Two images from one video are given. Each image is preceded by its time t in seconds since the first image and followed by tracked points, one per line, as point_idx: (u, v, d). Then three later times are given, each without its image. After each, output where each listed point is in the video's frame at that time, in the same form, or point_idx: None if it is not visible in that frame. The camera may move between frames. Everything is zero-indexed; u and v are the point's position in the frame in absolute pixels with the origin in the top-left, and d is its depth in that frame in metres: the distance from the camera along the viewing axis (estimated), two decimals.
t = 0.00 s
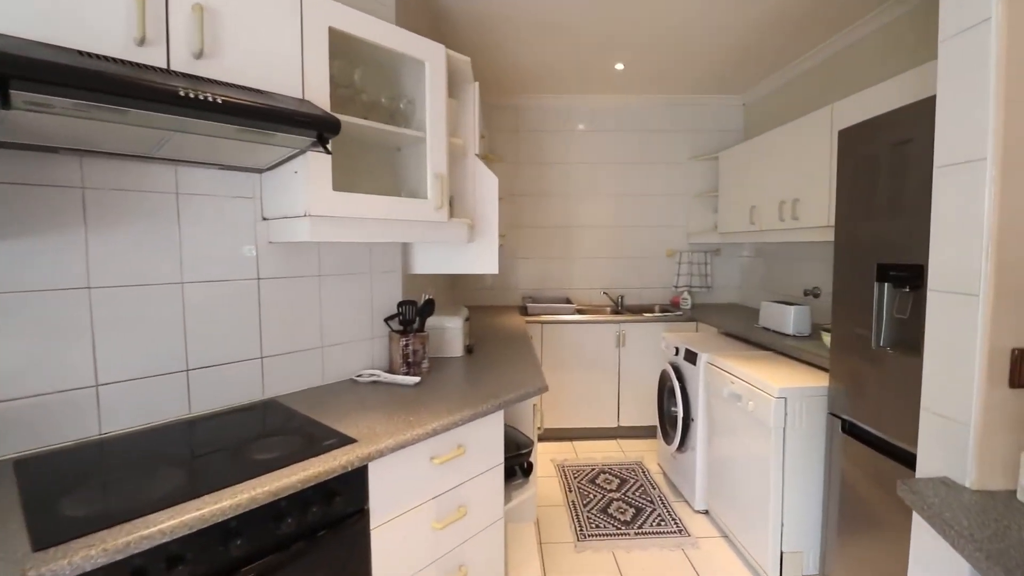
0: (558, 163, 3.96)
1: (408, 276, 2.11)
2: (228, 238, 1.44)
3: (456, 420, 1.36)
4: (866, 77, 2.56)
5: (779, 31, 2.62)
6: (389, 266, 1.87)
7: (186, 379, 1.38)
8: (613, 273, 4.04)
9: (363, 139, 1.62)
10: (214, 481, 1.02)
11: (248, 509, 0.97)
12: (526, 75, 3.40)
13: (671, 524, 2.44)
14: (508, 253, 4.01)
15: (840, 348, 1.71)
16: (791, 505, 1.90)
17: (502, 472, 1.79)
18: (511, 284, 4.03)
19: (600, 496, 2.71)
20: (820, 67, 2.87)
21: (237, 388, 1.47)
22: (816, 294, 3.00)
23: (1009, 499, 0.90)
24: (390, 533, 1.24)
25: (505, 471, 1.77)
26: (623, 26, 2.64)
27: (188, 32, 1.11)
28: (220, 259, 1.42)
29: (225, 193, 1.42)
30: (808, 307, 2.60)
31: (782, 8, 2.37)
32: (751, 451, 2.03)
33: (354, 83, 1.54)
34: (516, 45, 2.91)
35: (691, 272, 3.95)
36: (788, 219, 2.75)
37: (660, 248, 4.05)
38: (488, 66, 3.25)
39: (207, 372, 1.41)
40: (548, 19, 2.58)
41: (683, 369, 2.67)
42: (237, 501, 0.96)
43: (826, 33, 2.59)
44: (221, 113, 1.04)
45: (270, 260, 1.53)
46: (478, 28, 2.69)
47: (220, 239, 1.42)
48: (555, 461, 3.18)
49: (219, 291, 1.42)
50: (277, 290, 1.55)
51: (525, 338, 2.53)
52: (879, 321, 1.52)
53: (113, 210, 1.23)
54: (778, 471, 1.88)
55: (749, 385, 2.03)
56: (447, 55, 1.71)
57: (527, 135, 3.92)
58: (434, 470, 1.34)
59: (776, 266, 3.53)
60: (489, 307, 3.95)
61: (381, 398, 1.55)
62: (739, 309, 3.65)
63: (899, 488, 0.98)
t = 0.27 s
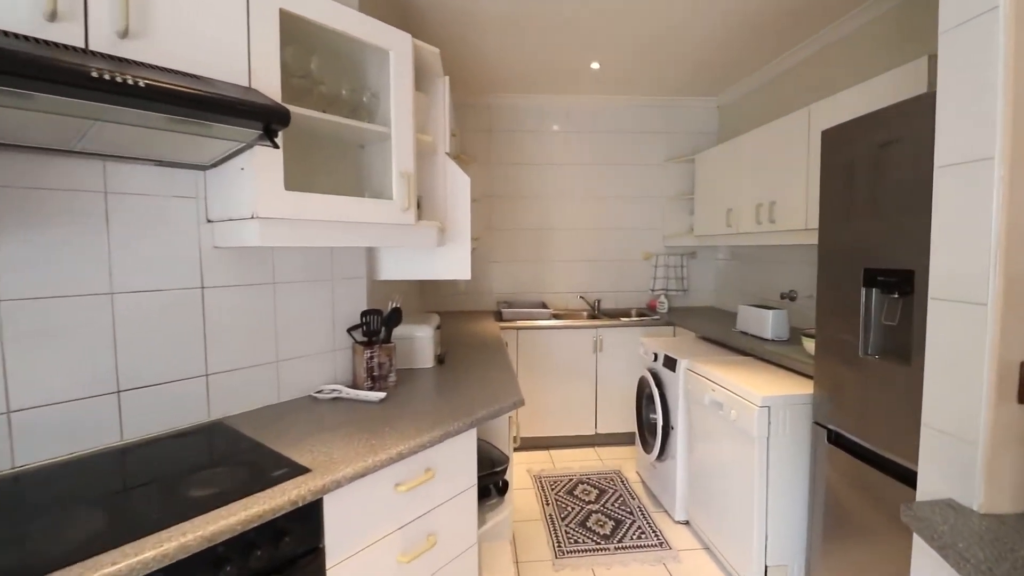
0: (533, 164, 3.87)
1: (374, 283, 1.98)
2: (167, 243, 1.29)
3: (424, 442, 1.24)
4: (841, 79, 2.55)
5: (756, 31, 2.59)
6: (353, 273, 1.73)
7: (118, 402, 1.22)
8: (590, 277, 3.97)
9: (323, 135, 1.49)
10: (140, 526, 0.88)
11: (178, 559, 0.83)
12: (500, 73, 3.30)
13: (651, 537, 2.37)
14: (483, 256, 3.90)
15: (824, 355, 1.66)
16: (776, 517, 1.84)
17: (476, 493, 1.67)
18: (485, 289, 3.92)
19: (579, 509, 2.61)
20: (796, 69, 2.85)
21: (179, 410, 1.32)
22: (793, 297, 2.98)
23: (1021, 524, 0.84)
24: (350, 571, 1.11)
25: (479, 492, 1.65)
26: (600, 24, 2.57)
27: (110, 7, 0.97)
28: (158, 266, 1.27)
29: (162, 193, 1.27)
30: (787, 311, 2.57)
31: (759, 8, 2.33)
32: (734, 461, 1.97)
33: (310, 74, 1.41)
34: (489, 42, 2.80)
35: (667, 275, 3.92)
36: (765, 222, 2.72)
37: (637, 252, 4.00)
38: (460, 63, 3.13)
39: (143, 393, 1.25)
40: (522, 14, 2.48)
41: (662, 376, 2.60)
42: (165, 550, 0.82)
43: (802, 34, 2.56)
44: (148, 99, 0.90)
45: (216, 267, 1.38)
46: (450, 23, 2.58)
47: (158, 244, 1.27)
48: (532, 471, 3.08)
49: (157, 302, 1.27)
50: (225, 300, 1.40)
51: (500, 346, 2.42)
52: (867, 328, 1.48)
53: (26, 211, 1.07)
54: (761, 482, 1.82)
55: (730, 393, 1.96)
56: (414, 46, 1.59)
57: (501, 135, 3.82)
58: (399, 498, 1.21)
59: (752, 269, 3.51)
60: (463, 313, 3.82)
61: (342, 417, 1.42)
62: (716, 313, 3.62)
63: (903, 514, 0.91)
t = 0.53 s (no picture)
0: (511, 163, 3.77)
1: (342, 287, 1.85)
2: (98, 244, 1.14)
3: (389, 464, 1.12)
4: (822, 79, 2.51)
5: (737, 30, 2.54)
6: (316, 276, 1.60)
7: (39, 425, 1.06)
8: (570, 279, 3.88)
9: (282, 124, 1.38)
10: None
11: None
12: (477, 69, 3.19)
13: (634, 548, 2.29)
14: (460, 258, 3.78)
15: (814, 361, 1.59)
16: (764, 529, 1.78)
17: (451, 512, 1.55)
18: (463, 292, 3.80)
19: (559, 520, 2.52)
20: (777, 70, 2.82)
21: (114, 431, 1.17)
22: (774, 299, 2.95)
23: None
24: None
25: (454, 510, 1.54)
26: (580, 19, 2.48)
27: None
28: (87, 270, 1.12)
29: (92, 187, 1.13)
30: (769, 314, 2.52)
31: (743, 5, 2.27)
32: (719, 470, 1.90)
33: (265, 59, 1.29)
34: (466, 35, 2.69)
35: (648, 277, 3.84)
36: (747, 223, 2.67)
37: (617, 253, 3.93)
38: (435, 58, 3.01)
39: (69, 413, 1.10)
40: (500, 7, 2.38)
41: (645, 381, 2.53)
42: None
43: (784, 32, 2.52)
44: (58, 73, 0.76)
45: (158, 270, 1.24)
46: (424, 15, 2.46)
47: (86, 244, 1.12)
48: (510, 481, 2.97)
49: (85, 310, 1.12)
50: (168, 306, 1.26)
51: (477, 352, 2.31)
52: (861, 331, 1.46)
53: None
54: (748, 493, 1.75)
55: (715, 401, 1.89)
56: (382, 31, 1.47)
57: (478, 134, 3.71)
58: (362, 526, 1.09)
59: (733, 271, 3.48)
60: (439, 316, 3.70)
61: (302, 434, 1.29)
62: (697, 315, 3.58)
63: (914, 542, 0.83)
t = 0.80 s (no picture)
0: (494, 162, 3.68)
1: (312, 288, 1.73)
2: (27, 241, 1.01)
3: (353, 487, 1.00)
4: (810, 77, 2.48)
5: (725, 25, 2.48)
6: (284, 277, 1.49)
7: None
8: (554, 280, 3.80)
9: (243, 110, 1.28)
10: None
11: None
12: (459, 64, 3.09)
13: (622, 559, 2.21)
14: (441, 259, 3.67)
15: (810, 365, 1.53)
16: (756, 539, 1.71)
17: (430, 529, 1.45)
18: (444, 293, 3.69)
19: (545, 530, 2.43)
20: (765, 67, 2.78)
21: (49, 453, 1.04)
22: (761, 300, 2.91)
23: None
24: None
25: (433, 528, 1.44)
26: (565, 11, 2.40)
27: None
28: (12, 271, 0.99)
29: (19, 177, 1.00)
30: (757, 315, 2.47)
31: None
32: (711, 478, 1.83)
33: (222, 39, 1.18)
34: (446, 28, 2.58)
35: (633, 279, 3.82)
36: (735, 223, 2.62)
37: (602, 254, 3.87)
38: (414, 52, 2.89)
39: None
40: None
41: (632, 385, 2.45)
42: None
43: (772, 27, 2.47)
44: None
45: (99, 271, 1.11)
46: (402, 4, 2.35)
47: (13, 242, 0.99)
48: (494, 489, 2.87)
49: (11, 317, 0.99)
50: (112, 311, 1.13)
51: (458, 356, 2.21)
52: (862, 338, 1.42)
53: None
54: (741, 502, 1.68)
55: (707, 406, 1.82)
56: (354, 12, 1.37)
57: (460, 131, 3.60)
58: (328, 555, 0.99)
59: (718, 272, 3.43)
60: (420, 319, 3.58)
61: (264, 450, 1.18)
62: (683, 317, 3.53)
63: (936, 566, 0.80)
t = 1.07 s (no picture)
0: (478, 160, 3.59)
1: (284, 290, 1.63)
2: None
3: (320, 511, 0.90)
4: (799, 73, 2.44)
5: (714, 20, 2.43)
6: (251, 278, 1.39)
7: None
8: (540, 281, 3.73)
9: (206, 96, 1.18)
10: None
11: None
12: (442, 58, 3.00)
13: (612, 568, 2.14)
14: (424, 259, 3.57)
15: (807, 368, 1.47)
16: (752, 549, 1.65)
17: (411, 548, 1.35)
18: (428, 295, 3.59)
19: (532, 540, 2.35)
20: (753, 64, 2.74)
21: None
22: (750, 300, 2.86)
23: None
24: None
25: (414, 546, 1.34)
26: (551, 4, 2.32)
27: None
28: None
29: None
30: (748, 316, 2.42)
31: None
32: (703, 487, 1.76)
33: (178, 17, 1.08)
34: (429, 20, 2.49)
35: (620, 279, 3.77)
36: (724, 222, 2.57)
37: (589, 254, 3.80)
38: (396, 45, 2.80)
39: None
40: None
41: (621, 388, 2.39)
42: None
43: (762, 23, 2.43)
44: None
45: (39, 272, 0.99)
46: None
47: None
48: (479, 497, 2.78)
49: None
50: (55, 317, 1.01)
51: (441, 360, 2.12)
52: (862, 338, 1.36)
53: None
54: (736, 511, 1.62)
55: (700, 411, 1.75)
56: None
57: (443, 128, 3.51)
58: None
59: (706, 272, 3.39)
60: (402, 321, 3.48)
61: (226, 467, 1.07)
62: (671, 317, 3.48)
63: None
